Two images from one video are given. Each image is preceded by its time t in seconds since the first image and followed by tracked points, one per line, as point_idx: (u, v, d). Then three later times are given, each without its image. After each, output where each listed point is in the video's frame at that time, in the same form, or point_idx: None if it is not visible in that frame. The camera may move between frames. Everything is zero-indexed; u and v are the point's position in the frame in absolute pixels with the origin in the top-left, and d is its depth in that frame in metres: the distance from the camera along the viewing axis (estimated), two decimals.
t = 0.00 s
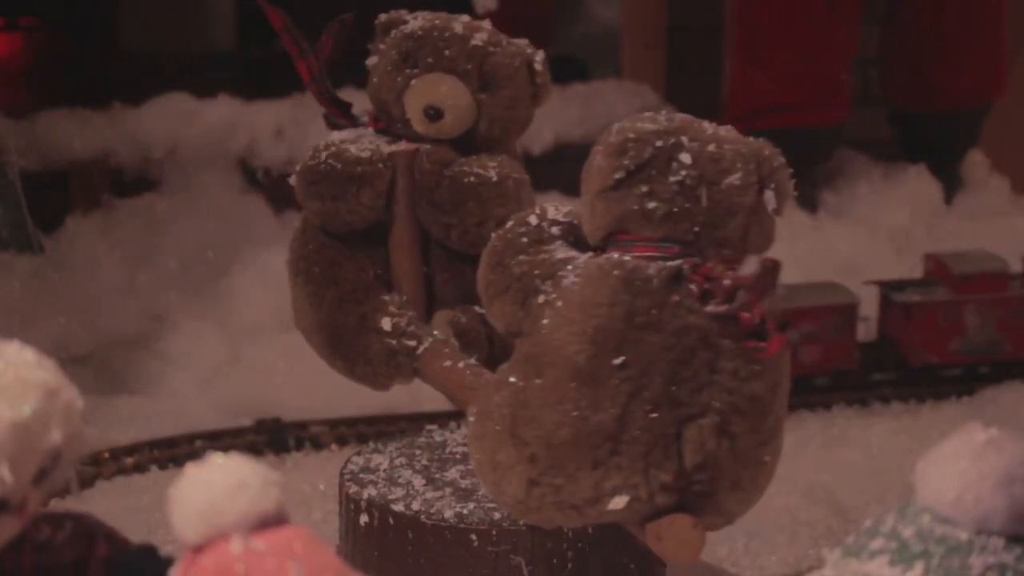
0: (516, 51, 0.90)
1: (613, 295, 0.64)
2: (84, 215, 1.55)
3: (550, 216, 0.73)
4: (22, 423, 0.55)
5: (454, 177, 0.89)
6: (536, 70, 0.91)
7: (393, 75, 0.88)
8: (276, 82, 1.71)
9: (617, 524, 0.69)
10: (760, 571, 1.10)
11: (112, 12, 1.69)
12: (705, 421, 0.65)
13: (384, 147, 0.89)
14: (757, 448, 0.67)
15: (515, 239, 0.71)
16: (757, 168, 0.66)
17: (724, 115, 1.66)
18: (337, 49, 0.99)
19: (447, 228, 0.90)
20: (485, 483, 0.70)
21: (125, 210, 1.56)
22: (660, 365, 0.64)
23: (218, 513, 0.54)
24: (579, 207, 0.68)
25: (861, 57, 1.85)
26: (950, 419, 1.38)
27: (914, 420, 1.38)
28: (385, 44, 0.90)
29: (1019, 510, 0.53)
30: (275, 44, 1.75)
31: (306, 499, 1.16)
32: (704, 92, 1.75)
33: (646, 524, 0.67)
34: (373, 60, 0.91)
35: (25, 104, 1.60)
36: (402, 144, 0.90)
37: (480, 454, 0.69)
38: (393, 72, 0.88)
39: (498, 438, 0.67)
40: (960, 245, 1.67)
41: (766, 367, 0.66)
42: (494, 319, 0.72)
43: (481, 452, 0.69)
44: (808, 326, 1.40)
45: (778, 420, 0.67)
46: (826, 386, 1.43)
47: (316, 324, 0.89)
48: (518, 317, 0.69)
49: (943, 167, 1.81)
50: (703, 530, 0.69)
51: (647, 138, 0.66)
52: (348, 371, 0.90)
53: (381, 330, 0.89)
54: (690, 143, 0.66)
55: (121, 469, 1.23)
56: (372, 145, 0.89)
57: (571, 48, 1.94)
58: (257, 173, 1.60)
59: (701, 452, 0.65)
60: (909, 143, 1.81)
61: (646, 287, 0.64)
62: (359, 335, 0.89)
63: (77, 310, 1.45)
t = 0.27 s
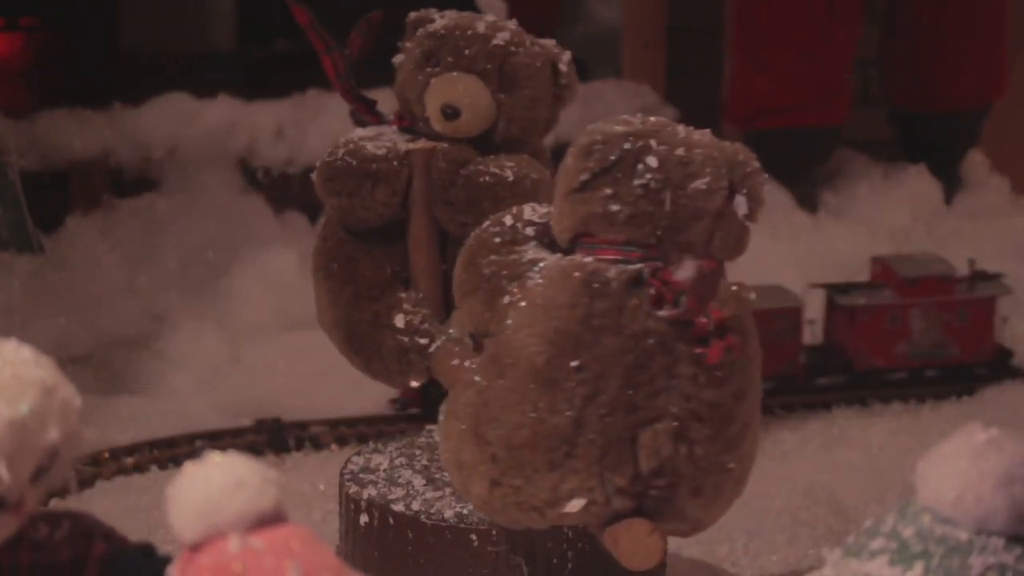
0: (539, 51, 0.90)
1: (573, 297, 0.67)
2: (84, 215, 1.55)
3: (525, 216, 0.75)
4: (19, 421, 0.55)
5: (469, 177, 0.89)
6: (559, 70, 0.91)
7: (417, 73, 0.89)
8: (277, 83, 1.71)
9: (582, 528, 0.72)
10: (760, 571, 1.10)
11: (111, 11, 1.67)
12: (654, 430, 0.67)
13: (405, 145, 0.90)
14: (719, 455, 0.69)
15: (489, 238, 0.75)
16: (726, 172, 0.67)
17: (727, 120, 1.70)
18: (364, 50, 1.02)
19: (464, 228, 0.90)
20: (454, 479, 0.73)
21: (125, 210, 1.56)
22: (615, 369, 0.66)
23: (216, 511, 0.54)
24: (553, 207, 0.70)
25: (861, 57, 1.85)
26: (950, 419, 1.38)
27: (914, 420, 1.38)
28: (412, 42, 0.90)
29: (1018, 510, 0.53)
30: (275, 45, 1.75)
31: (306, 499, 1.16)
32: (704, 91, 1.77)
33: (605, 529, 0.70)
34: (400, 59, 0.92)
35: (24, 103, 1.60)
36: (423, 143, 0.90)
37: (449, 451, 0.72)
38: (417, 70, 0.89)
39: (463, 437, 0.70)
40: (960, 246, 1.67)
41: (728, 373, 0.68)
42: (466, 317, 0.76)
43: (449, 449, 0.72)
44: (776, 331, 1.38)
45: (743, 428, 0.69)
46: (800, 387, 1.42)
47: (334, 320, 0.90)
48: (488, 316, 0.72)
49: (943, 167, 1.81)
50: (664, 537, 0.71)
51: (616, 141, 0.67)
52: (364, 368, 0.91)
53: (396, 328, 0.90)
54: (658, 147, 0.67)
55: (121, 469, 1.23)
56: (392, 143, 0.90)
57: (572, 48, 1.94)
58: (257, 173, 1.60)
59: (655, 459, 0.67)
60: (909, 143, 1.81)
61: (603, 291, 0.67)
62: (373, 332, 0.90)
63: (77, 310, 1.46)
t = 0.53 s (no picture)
0: (562, 52, 0.89)
1: (533, 297, 0.67)
2: (84, 215, 1.55)
3: (500, 216, 0.78)
4: (17, 421, 0.55)
5: (484, 177, 0.89)
6: (584, 72, 0.91)
7: (439, 72, 0.89)
8: (277, 83, 1.72)
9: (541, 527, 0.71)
10: (760, 571, 1.09)
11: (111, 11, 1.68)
12: (609, 432, 0.66)
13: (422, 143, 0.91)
14: (681, 459, 0.68)
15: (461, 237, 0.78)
16: (694, 177, 0.67)
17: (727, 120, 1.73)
18: (396, 48, 1.03)
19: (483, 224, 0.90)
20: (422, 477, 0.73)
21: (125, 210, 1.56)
22: (572, 371, 0.66)
23: (215, 511, 0.54)
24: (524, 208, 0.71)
25: (861, 57, 1.85)
26: (950, 419, 1.38)
27: (914, 420, 1.38)
28: (438, 40, 0.90)
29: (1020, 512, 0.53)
30: (275, 45, 1.75)
31: (307, 499, 1.16)
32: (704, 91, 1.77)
33: (562, 531, 0.69)
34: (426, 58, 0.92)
35: (25, 103, 1.60)
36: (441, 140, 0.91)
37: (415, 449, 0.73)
38: (438, 69, 0.89)
39: (427, 435, 0.71)
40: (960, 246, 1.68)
41: (690, 379, 0.68)
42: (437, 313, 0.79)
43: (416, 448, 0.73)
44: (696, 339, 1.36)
45: (705, 433, 0.69)
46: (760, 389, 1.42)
47: (354, 313, 0.93)
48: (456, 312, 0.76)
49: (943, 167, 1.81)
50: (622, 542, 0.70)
51: (585, 142, 0.68)
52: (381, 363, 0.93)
53: (409, 325, 0.91)
54: (625, 149, 0.67)
55: (120, 469, 1.23)
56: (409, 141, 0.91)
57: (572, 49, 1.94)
58: (257, 173, 1.61)
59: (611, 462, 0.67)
60: (909, 143, 1.81)
61: (560, 292, 0.67)
62: (389, 330, 0.92)
63: (77, 309, 1.46)
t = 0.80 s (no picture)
0: (585, 54, 0.88)
1: (491, 297, 0.69)
2: (84, 215, 1.55)
3: (476, 216, 0.82)
4: (17, 421, 0.55)
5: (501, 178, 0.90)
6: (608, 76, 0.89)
7: (462, 71, 0.89)
8: (278, 82, 1.72)
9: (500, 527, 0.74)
10: (759, 572, 1.09)
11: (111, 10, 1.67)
12: (560, 433, 0.69)
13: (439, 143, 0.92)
14: (637, 464, 0.70)
15: (435, 238, 0.82)
16: (658, 181, 0.68)
17: (726, 119, 1.74)
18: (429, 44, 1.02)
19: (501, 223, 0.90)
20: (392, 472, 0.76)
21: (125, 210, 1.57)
22: (525, 371, 0.69)
23: (214, 511, 0.54)
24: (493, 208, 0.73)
25: (862, 57, 1.84)
26: (951, 419, 1.38)
27: (915, 420, 1.38)
28: (464, 40, 0.90)
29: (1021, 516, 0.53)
30: (275, 45, 1.75)
31: (307, 499, 1.16)
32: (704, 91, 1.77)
33: (519, 531, 0.72)
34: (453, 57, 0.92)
35: (25, 103, 1.61)
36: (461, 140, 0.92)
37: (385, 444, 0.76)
38: (461, 70, 0.89)
39: (393, 432, 0.73)
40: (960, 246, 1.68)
41: (647, 384, 0.69)
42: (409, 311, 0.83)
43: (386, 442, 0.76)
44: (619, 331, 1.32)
45: (664, 440, 0.70)
46: (722, 394, 1.40)
47: (375, 309, 0.94)
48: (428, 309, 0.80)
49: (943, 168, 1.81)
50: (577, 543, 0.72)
51: (550, 144, 0.69)
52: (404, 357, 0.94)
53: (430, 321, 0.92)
54: (589, 151, 0.68)
55: (121, 469, 1.23)
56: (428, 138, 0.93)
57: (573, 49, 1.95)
58: (257, 173, 1.61)
59: (562, 463, 0.69)
60: (909, 143, 1.81)
61: (517, 292, 0.69)
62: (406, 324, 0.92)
63: (77, 309, 1.46)
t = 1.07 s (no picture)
0: (606, 56, 0.93)
1: (451, 299, 0.74)
2: (84, 215, 1.55)
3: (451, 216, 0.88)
4: (17, 421, 0.55)
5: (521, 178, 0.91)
6: (629, 77, 0.94)
7: (488, 70, 0.94)
8: (279, 83, 1.72)
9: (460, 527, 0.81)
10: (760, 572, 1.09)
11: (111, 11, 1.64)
12: (513, 434, 0.74)
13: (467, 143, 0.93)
14: (591, 468, 0.75)
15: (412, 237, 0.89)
16: (621, 183, 0.72)
17: (726, 119, 1.75)
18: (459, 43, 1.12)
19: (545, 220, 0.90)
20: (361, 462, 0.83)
21: (125, 210, 1.57)
22: (479, 372, 0.74)
23: (214, 511, 0.54)
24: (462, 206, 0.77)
25: (862, 57, 1.83)
26: (951, 418, 1.38)
27: (915, 420, 1.38)
28: (490, 41, 0.95)
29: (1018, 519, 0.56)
30: (276, 46, 1.73)
31: (306, 499, 1.16)
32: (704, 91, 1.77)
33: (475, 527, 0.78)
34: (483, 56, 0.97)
35: (24, 102, 1.62)
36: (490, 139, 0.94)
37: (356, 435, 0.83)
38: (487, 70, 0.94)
39: (361, 427, 0.80)
40: (960, 246, 1.68)
41: (600, 387, 0.74)
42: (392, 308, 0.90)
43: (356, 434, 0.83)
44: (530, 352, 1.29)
45: (618, 444, 0.75)
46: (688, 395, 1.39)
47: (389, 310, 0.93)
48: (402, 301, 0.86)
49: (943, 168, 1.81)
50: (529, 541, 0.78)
51: (516, 143, 0.72)
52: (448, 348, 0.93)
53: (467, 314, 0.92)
54: (552, 152, 0.72)
55: (121, 469, 1.23)
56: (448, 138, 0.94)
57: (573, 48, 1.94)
58: (257, 173, 1.62)
59: (513, 464, 0.75)
60: (908, 142, 1.81)
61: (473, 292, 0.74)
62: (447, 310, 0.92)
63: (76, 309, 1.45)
